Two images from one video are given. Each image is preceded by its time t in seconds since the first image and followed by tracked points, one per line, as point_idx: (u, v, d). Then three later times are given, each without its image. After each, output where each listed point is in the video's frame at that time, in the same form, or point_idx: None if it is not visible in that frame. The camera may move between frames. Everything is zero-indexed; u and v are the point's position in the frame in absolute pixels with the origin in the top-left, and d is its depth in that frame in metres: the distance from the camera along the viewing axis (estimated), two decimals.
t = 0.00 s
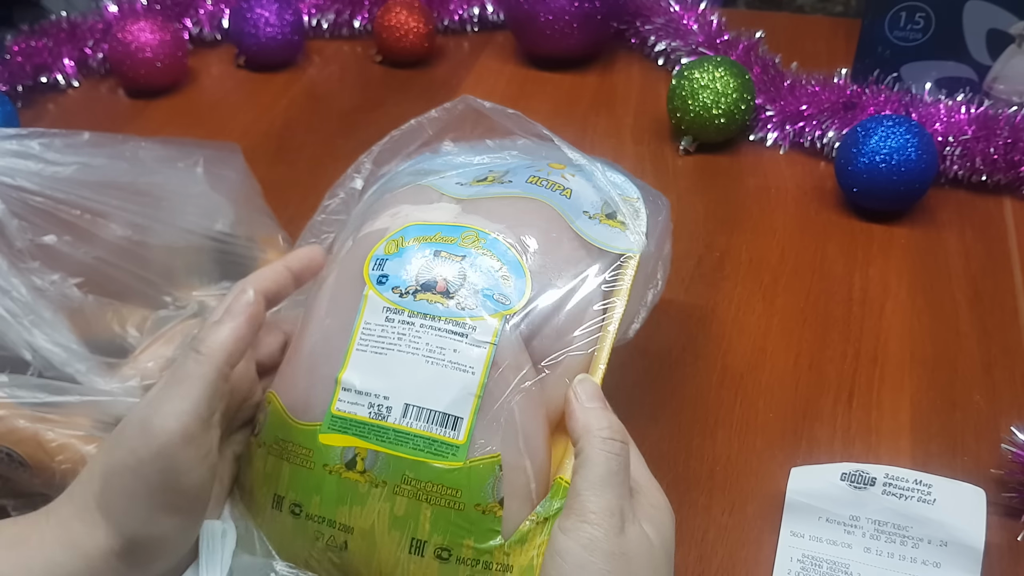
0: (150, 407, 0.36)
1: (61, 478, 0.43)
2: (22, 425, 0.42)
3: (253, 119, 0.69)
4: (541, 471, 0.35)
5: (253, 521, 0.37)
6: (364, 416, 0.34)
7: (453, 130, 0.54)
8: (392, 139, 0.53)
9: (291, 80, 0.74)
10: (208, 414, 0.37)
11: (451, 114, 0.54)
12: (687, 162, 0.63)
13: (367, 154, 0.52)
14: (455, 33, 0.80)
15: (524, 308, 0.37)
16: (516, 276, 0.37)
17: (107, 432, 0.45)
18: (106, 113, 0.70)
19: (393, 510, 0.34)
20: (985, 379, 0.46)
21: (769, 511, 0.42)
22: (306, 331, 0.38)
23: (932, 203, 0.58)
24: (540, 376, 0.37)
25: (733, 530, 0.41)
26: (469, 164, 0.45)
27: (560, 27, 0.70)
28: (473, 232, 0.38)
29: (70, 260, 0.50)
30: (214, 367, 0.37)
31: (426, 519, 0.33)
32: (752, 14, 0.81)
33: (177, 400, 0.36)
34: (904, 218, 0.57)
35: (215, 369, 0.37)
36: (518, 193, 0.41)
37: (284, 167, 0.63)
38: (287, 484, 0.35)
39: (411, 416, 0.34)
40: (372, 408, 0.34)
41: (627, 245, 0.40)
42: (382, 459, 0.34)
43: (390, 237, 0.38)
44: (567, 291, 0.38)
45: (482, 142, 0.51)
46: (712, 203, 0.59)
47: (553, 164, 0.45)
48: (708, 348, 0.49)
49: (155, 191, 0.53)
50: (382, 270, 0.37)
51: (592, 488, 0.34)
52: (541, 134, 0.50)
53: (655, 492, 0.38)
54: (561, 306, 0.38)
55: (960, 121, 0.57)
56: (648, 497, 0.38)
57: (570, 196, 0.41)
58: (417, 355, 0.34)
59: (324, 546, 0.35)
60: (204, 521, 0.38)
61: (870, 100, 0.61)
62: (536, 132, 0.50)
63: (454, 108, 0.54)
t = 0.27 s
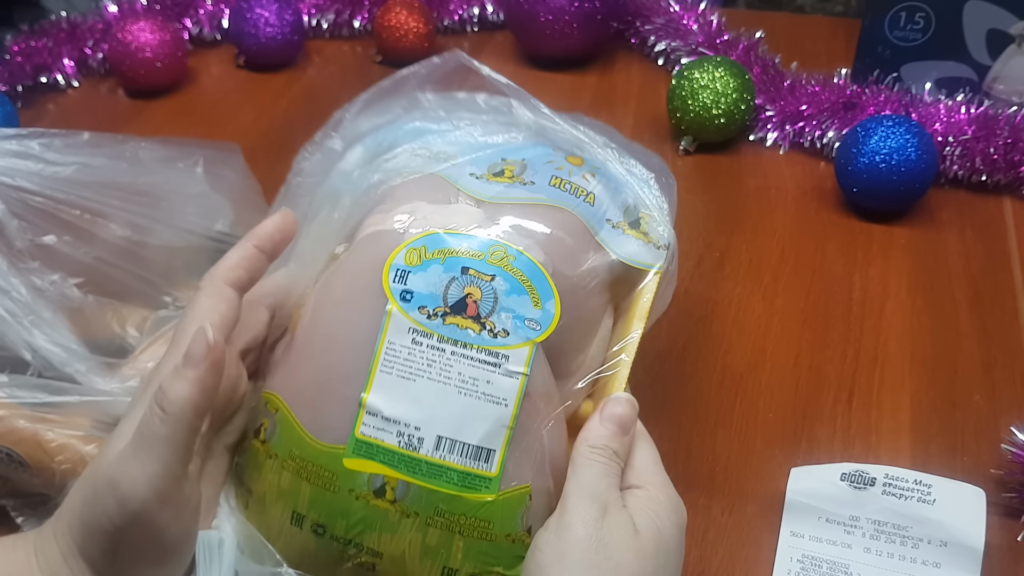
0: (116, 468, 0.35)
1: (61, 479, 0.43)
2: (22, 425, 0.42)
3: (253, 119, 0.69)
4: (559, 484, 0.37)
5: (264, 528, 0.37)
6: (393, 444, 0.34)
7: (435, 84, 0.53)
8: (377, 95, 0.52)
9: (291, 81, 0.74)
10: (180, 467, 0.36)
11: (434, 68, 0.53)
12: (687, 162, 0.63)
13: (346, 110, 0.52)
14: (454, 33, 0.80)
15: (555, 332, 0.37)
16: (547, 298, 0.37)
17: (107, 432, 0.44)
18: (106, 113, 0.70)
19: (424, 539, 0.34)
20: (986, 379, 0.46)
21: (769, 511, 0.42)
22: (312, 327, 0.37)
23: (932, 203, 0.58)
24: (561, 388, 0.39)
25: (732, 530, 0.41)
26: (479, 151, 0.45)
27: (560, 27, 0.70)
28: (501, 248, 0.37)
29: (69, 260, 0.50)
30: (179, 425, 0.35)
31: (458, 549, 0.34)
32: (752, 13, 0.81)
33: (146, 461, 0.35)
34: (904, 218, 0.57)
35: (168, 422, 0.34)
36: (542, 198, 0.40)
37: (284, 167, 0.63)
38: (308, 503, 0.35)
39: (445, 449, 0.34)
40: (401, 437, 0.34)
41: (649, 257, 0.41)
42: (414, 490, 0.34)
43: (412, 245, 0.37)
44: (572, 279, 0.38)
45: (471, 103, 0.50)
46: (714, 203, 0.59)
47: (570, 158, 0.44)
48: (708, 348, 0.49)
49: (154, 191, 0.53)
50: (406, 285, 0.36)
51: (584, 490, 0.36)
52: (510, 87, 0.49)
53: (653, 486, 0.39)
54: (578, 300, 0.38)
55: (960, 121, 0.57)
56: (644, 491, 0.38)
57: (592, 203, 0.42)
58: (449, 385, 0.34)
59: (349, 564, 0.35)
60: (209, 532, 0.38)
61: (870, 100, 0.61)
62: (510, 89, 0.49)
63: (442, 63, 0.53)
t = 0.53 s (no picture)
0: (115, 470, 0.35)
1: (60, 479, 0.43)
2: (22, 425, 0.42)
3: (253, 119, 0.69)
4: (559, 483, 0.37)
5: (265, 527, 0.37)
6: (391, 440, 0.34)
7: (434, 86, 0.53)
8: (378, 96, 0.52)
9: (291, 81, 0.74)
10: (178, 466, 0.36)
11: (434, 69, 0.53)
12: (687, 162, 0.63)
13: (345, 112, 0.51)
14: (455, 33, 0.80)
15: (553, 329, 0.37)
16: (545, 296, 0.37)
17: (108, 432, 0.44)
18: (106, 113, 0.70)
19: (422, 536, 0.34)
20: (985, 379, 0.46)
21: (769, 511, 0.42)
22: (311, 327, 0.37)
23: (932, 203, 0.58)
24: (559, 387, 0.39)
25: (732, 530, 0.41)
26: (477, 150, 0.44)
27: (560, 27, 0.70)
28: (499, 246, 0.37)
29: (69, 260, 0.50)
30: (174, 425, 0.34)
31: (456, 546, 0.34)
32: (752, 13, 0.81)
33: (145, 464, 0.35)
34: (904, 218, 0.57)
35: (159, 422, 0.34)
36: (540, 197, 0.40)
37: (284, 167, 0.63)
38: (307, 499, 0.35)
39: (442, 445, 0.34)
40: (399, 433, 0.34)
41: (648, 258, 0.41)
42: (411, 486, 0.34)
43: (408, 243, 0.37)
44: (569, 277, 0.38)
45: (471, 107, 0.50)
46: (714, 204, 0.59)
47: (568, 158, 0.44)
48: (708, 348, 0.49)
49: (154, 191, 0.53)
50: (404, 283, 0.36)
51: (594, 491, 0.36)
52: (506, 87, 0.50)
53: (659, 489, 0.39)
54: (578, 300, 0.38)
55: (960, 121, 0.57)
56: (651, 494, 0.39)
57: (592, 202, 0.42)
58: (447, 382, 0.34)
59: (346, 561, 0.35)
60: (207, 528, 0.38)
61: (870, 100, 0.61)
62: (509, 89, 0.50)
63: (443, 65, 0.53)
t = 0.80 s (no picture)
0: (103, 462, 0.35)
1: (60, 479, 0.43)
2: (21, 425, 0.42)
3: (253, 119, 0.69)
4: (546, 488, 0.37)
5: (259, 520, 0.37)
6: (376, 439, 0.34)
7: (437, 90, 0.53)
8: (380, 100, 0.51)
9: (291, 81, 0.74)
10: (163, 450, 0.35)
11: (436, 72, 0.53)
12: (687, 162, 0.63)
13: (353, 118, 0.51)
14: (455, 33, 0.80)
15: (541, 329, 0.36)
16: (533, 296, 0.37)
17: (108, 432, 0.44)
18: (106, 113, 0.70)
19: (406, 535, 0.34)
20: (985, 379, 0.46)
21: (769, 511, 0.42)
22: (308, 329, 0.37)
23: (932, 203, 0.58)
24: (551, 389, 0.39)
25: (732, 530, 0.41)
26: (476, 151, 0.44)
27: (560, 27, 0.70)
28: (488, 245, 0.37)
29: (70, 260, 0.50)
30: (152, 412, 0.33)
31: (439, 546, 0.34)
32: (752, 14, 0.81)
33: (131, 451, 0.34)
34: (904, 218, 0.57)
35: (140, 406, 0.33)
36: (532, 196, 0.40)
37: (284, 167, 0.63)
38: (295, 497, 0.35)
39: (425, 444, 0.34)
40: (383, 432, 0.34)
41: (642, 259, 0.41)
42: (395, 485, 0.34)
43: (399, 243, 0.37)
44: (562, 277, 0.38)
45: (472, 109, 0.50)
46: (714, 204, 0.59)
47: (564, 158, 0.44)
48: (708, 348, 0.49)
49: (154, 191, 0.53)
50: (392, 282, 0.36)
51: (573, 493, 0.35)
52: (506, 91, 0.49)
53: (655, 499, 0.38)
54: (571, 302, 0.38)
55: (960, 121, 0.57)
56: (644, 504, 0.38)
57: (585, 202, 0.41)
58: (431, 380, 0.34)
59: (332, 560, 0.35)
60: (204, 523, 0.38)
61: (870, 100, 0.61)
62: (506, 92, 0.49)
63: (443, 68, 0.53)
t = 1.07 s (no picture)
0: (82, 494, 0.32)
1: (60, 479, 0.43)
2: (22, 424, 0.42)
3: (253, 119, 0.69)
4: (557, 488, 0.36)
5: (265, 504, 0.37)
6: (388, 424, 0.34)
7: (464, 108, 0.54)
8: (406, 115, 0.52)
9: (291, 81, 0.74)
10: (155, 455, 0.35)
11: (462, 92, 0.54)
12: (687, 162, 0.63)
13: (379, 129, 0.52)
14: (455, 33, 0.80)
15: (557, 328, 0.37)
16: (550, 295, 0.37)
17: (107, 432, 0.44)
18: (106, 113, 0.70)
19: (414, 521, 0.34)
20: (985, 379, 0.46)
21: (769, 511, 0.42)
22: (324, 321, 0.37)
23: (932, 203, 0.58)
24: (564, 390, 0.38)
25: (732, 530, 0.41)
26: (500, 161, 0.44)
27: (560, 27, 0.70)
28: (508, 245, 0.38)
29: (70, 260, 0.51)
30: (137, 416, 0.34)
31: (446, 534, 0.34)
32: (752, 13, 0.81)
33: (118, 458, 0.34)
34: (904, 218, 0.57)
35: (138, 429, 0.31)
36: (553, 202, 0.41)
37: (284, 166, 0.63)
38: (304, 480, 0.35)
39: (438, 430, 0.34)
40: (397, 417, 0.34)
41: (657, 271, 0.42)
42: (406, 470, 0.34)
43: (423, 238, 0.38)
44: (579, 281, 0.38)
45: (499, 125, 0.50)
46: (716, 203, 0.59)
47: (587, 171, 0.44)
48: (708, 348, 0.49)
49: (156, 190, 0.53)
50: (414, 273, 0.37)
51: (592, 499, 0.36)
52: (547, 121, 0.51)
53: (674, 507, 0.38)
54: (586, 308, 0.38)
55: (960, 121, 0.57)
56: (662, 511, 0.38)
57: (603, 212, 0.42)
58: (446, 369, 0.35)
59: (337, 545, 0.35)
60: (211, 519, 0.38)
61: (870, 100, 0.61)
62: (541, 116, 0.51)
63: (473, 88, 0.54)
